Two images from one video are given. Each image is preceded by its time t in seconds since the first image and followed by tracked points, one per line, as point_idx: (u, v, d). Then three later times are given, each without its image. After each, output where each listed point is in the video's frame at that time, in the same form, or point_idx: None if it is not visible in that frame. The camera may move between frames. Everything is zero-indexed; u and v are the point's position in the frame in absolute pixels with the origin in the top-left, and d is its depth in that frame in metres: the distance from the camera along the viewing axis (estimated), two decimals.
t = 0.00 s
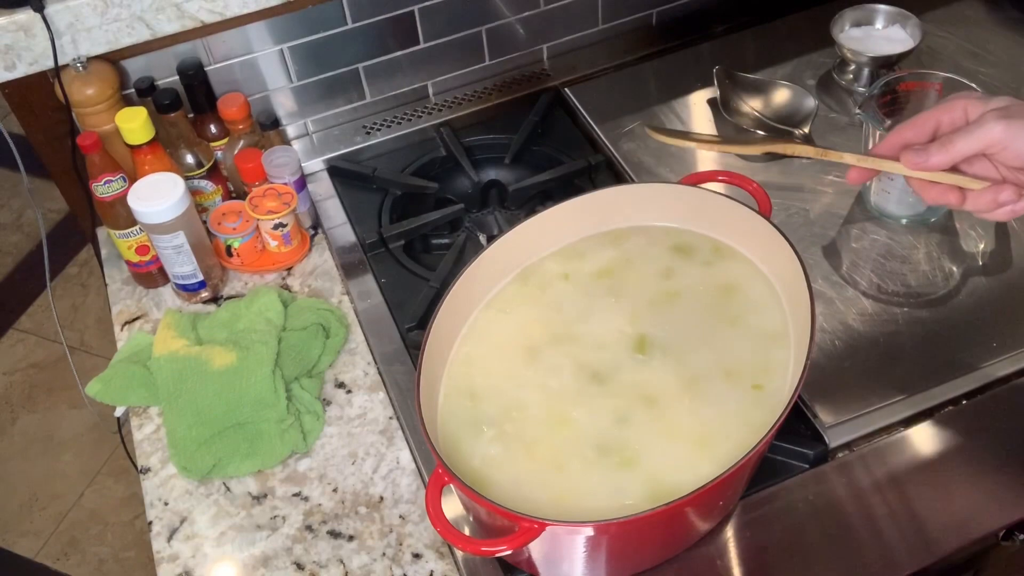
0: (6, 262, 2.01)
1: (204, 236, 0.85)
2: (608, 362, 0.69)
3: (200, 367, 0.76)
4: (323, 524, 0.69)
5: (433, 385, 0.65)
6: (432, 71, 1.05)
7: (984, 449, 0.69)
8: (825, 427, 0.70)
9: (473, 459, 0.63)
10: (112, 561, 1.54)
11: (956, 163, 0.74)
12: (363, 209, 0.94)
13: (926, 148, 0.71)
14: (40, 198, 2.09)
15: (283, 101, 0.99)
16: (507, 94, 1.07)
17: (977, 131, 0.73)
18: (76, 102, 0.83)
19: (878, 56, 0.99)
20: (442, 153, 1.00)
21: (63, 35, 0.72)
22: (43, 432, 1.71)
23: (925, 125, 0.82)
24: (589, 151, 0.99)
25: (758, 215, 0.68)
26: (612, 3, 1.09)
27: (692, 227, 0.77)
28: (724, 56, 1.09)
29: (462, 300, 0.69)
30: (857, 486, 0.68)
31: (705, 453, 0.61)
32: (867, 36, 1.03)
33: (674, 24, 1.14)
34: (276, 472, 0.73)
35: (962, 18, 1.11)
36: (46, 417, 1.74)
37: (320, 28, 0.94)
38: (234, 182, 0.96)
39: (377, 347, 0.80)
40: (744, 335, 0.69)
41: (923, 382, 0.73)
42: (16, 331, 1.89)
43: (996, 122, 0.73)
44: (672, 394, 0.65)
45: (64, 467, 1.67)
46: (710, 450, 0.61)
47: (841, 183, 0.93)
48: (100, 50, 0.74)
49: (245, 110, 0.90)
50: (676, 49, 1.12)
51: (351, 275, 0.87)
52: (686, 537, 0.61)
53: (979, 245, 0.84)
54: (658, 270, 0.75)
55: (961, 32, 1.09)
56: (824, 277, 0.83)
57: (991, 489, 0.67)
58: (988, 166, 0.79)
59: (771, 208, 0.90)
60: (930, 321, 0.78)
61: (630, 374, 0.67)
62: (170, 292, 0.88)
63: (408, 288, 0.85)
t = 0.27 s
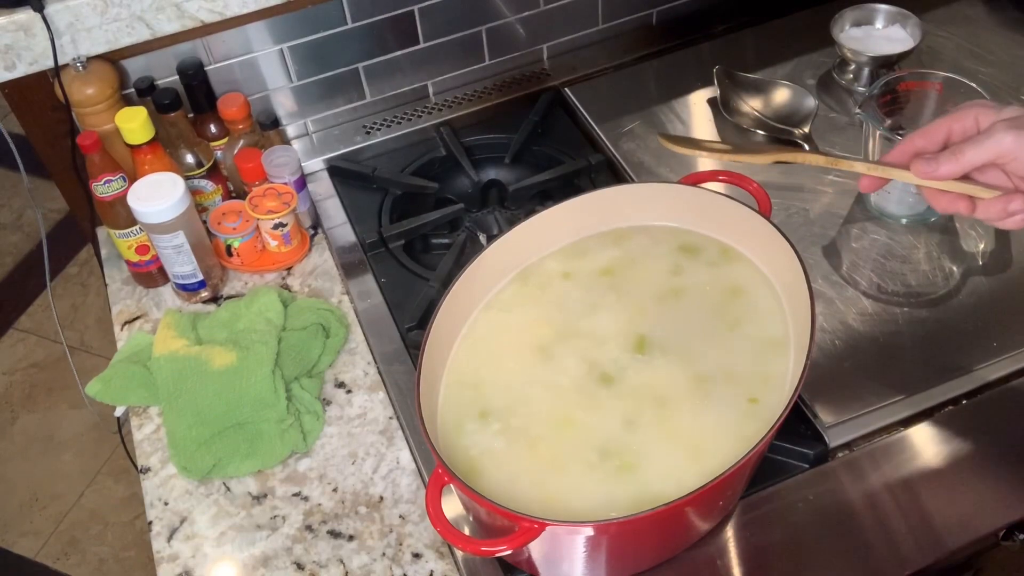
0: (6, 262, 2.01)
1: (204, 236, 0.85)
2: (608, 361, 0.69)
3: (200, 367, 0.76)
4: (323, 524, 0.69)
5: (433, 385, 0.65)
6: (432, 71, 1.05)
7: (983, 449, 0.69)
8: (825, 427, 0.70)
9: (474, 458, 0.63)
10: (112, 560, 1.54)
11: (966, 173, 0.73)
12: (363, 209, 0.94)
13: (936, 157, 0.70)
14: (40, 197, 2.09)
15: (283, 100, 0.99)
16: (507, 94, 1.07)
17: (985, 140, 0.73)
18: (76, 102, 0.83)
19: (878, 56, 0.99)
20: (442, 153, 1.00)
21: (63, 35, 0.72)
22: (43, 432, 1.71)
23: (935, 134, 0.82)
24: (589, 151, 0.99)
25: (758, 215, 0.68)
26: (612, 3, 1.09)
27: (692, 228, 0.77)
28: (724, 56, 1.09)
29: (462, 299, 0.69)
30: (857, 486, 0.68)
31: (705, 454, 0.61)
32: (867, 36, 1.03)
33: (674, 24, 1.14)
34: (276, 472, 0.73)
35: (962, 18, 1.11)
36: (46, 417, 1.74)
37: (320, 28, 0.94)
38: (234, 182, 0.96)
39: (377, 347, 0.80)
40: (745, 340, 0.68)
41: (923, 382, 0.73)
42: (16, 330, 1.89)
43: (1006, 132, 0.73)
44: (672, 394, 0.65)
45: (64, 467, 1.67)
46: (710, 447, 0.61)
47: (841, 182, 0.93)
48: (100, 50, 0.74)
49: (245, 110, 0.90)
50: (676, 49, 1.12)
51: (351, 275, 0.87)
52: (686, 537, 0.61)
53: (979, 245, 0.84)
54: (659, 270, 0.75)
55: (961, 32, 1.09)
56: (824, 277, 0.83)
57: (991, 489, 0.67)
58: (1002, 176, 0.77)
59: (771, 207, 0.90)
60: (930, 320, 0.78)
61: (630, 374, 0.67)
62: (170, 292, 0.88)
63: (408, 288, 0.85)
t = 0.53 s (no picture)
0: (6, 262, 2.01)
1: (204, 236, 0.85)
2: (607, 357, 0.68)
3: (200, 367, 0.76)
4: (323, 524, 0.69)
5: (433, 385, 0.65)
6: (431, 71, 1.05)
7: (982, 448, 0.69)
8: (825, 427, 0.70)
9: (473, 458, 0.63)
10: (112, 560, 1.54)
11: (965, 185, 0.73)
12: (363, 210, 0.94)
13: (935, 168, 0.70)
14: (41, 197, 2.09)
15: (283, 100, 0.99)
16: (507, 94, 1.07)
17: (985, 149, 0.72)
18: (76, 102, 0.83)
19: (878, 56, 0.99)
20: (442, 153, 1.00)
21: (63, 35, 0.72)
22: (43, 432, 1.71)
23: (935, 146, 0.82)
24: (589, 151, 0.99)
25: (758, 215, 0.68)
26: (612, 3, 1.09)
27: (693, 228, 0.77)
28: (724, 56, 1.09)
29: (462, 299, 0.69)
30: (857, 486, 0.68)
31: (705, 454, 0.61)
32: (867, 36, 1.03)
33: (674, 24, 1.14)
34: (276, 472, 0.73)
35: (962, 18, 1.11)
36: (46, 417, 1.74)
37: (320, 28, 0.94)
38: (234, 182, 0.96)
39: (376, 347, 0.80)
40: (745, 343, 0.68)
41: (923, 382, 0.73)
42: (16, 331, 1.89)
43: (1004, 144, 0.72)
44: (672, 395, 0.65)
45: (64, 467, 1.67)
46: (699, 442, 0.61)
47: (841, 183, 0.93)
48: (100, 50, 0.74)
49: (245, 110, 0.90)
50: (676, 49, 1.12)
51: (351, 275, 0.87)
52: (686, 536, 0.61)
53: (979, 245, 0.84)
54: (659, 269, 0.75)
55: (961, 32, 1.09)
56: (823, 277, 0.83)
57: (990, 489, 0.67)
58: (1000, 188, 0.77)
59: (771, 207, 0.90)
60: (931, 320, 0.78)
61: (630, 373, 0.67)
62: (170, 292, 0.88)
63: (408, 288, 0.85)
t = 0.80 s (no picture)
0: (6, 261, 2.01)
1: (204, 236, 0.85)
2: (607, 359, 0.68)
3: (200, 367, 0.77)
4: (323, 524, 0.69)
5: (433, 386, 0.65)
6: (431, 71, 1.05)
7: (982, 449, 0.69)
8: (825, 426, 0.70)
9: (473, 457, 0.63)
10: (112, 560, 1.54)
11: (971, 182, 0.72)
12: (363, 210, 0.94)
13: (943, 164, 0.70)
14: (40, 197, 2.09)
15: (283, 100, 0.99)
16: (507, 94, 1.07)
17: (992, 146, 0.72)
18: (76, 102, 0.83)
19: (878, 56, 0.99)
20: (442, 153, 1.00)
21: (63, 35, 0.72)
22: (43, 432, 1.71)
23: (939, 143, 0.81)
24: (589, 152, 0.99)
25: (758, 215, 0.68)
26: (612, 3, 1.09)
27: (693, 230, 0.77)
28: (724, 55, 1.09)
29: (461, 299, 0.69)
30: (856, 486, 0.68)
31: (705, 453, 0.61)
32: (867, 36, 1.03)
33: (674, 24, 1.15)
34: (276, 472, 0.73)
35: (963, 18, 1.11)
36: (46, 417, 1.74)
37: (320, 28, 0.94)
38: (234, 182, 0.96)
39: (376, 347, 0.80)
40: (746, 343, 0.68)
41: (923, 382, 0.73)
42: (15, 330, 1.89)
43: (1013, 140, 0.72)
44: (673, 395, 0.66)
45: (64, 467, 1.67)
46: (697, 447, 0.61)
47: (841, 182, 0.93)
48: (100, 50, 0.74)
49: (245, 110, 0.90)
50: (676, 49, 1.12)
51: (351, 275, 0.87)
52: (686, 536, 0.61)
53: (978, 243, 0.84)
54: (659, 270, 0.75)
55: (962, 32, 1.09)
56: (823, 277, 0.83)
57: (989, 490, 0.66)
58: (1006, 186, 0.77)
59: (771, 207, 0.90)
60: (930, 320, 0.78)
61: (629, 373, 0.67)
62: (170, 292, 0.88)
63: (408, 288, 0.85)
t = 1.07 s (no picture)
0: (6, 261, 2.01)
1: (204, 236, 0.86)
2: (606, 357, 0.68)
3: (200, 367, 0.77)
4: (323, 524, 0.69)
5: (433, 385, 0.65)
6: (431, 71, 1.05)
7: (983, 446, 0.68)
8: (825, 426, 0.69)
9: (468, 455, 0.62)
10: (112, 560, 1.54)
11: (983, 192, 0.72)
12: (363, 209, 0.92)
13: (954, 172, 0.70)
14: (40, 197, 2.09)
15: (283, 100, 0.99)
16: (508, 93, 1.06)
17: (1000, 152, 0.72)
18: (77, 102, 0.83)
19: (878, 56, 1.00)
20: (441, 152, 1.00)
21: (63, 35, 0.72)
22: (43, 432, 1.71)
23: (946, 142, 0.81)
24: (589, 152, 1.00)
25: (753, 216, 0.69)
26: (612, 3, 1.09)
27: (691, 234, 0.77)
28: (724, 55, 1.09)
29: (465, 302, 0.70)
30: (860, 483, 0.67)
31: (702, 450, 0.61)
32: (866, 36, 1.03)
33: (673, 24, 1.15)
34: (276, 472, 0.73)
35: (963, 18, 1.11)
36: (46, 417, 1.74)
37: (320, 28, 0.95)
38: (234, 182, 0.96)
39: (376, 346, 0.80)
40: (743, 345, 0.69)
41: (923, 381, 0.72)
42: (16, 331, 1.89)
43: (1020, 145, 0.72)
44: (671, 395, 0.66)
45: (64, 467, 1.67)
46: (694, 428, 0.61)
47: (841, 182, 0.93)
48: (100, 50, 0.74)
49: (245, 110, 0.90)
50: (676, 48, 1.12)
51: (352, 275, 0.86)
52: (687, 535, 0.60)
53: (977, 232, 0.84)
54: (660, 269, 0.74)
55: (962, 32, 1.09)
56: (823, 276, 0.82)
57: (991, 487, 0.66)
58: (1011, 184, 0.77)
59: (771, 207, 0.90)
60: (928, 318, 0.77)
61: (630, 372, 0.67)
62: (170, 292, 0.88)
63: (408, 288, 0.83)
